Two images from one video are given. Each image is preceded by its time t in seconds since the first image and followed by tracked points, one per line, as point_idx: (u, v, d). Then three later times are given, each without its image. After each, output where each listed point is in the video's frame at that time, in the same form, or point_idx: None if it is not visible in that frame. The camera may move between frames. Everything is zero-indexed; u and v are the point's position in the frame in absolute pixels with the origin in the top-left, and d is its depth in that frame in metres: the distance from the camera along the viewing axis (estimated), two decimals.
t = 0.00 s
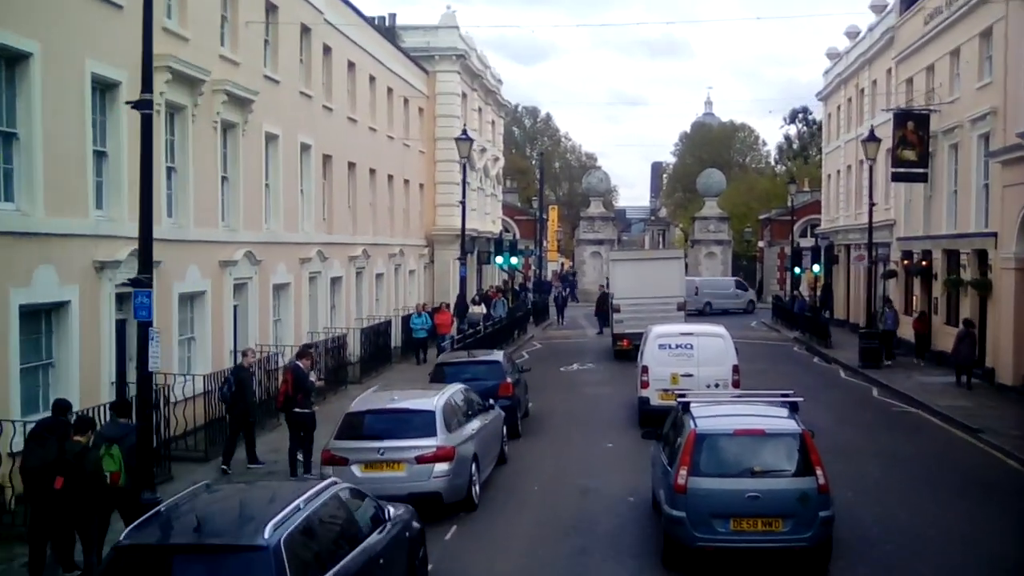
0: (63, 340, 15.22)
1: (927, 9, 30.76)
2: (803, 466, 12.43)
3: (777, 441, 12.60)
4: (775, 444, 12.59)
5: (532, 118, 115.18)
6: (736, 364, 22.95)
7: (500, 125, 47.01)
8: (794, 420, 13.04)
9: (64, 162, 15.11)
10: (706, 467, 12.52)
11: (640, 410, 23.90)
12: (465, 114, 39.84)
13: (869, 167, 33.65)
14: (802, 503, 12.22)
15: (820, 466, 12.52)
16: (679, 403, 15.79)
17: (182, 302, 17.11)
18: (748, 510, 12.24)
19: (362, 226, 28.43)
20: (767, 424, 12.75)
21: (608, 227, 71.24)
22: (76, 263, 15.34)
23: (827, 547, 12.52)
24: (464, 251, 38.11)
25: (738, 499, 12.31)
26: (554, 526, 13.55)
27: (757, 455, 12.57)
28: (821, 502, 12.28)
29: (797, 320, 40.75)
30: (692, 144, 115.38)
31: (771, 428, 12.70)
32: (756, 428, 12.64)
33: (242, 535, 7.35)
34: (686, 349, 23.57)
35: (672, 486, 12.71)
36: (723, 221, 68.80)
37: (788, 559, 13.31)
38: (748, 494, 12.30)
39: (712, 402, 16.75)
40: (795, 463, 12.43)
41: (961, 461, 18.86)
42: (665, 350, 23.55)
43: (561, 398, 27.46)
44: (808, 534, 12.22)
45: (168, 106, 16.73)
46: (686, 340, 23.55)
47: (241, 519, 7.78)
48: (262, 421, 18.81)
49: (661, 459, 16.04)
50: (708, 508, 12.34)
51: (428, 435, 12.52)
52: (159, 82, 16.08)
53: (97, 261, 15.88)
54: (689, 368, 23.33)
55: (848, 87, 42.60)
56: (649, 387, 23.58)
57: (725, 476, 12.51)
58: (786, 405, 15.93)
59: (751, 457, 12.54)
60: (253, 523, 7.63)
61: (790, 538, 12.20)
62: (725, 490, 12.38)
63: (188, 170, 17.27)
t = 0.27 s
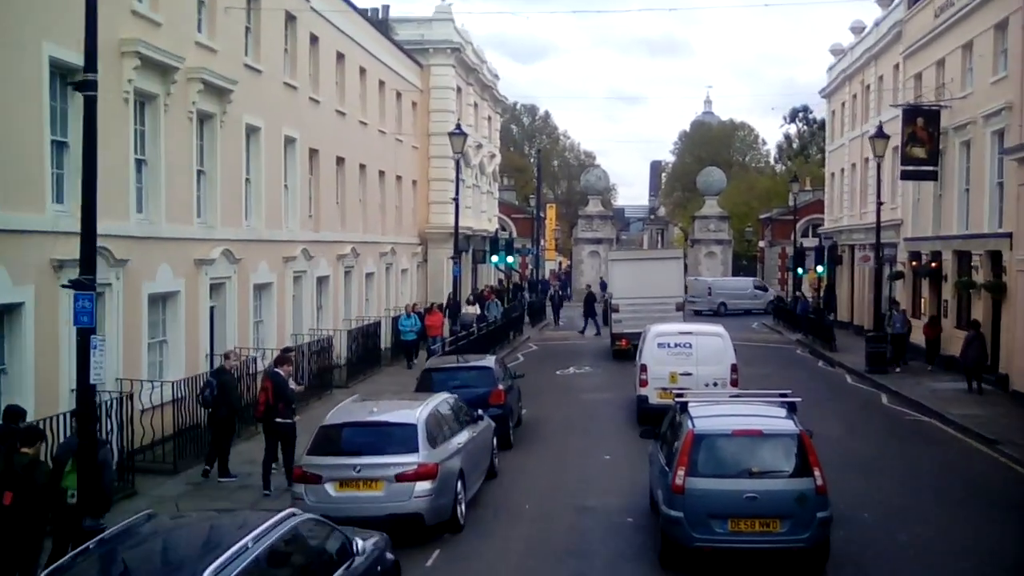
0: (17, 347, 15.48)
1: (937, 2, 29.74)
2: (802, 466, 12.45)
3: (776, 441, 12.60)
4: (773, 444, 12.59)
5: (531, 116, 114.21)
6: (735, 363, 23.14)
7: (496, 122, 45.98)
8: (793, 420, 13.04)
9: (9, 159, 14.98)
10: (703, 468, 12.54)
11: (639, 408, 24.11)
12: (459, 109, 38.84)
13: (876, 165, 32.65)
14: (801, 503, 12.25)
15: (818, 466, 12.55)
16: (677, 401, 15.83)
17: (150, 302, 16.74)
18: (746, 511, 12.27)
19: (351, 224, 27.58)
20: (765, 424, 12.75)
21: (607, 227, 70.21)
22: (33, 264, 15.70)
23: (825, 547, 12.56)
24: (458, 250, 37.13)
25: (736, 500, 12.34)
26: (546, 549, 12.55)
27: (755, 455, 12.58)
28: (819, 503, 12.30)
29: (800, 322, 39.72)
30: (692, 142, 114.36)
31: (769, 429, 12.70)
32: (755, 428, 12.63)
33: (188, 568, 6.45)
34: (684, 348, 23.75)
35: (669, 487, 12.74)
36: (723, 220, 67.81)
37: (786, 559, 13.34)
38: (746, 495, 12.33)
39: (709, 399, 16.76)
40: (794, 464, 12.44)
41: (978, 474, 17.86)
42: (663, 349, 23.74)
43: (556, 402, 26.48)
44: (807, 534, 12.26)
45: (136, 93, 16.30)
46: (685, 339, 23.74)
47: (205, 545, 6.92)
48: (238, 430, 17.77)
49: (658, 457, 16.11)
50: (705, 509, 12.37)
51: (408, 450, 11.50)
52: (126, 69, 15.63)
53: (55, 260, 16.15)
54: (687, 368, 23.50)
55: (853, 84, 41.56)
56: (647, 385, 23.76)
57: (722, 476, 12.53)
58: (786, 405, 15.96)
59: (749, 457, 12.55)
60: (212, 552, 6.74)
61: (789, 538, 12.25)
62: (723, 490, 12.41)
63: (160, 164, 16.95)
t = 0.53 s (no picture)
0: None
1: None
2: (804, 463, 12.74)
3: (777, 437, 12.93)
4: (774, 440, 12.91)
5: (532, 109, 113.08)
6: (738, 359, 23.29)
7: (495, 113, 44.89)
8: (794, 417, 13.38)
9: None
10: (705, 464, 12.82)
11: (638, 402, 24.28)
12: (457, 99, 37.79)
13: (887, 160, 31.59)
14: (802, 500, 12.53)
15: (820, 463, 12.85)
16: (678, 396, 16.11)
17: (121, 295, 16.50)
18: (747, 506, 12.56)
19: (342, 213, 26.92)
20: (767, 419, 13.07)
21: (608, 221, 69.08)
22: None
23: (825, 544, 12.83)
24: (454, 243, 36.15)
25: (737, 495, 12.62)
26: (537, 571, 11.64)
27: (757, 451, 12.90)
28: (819, 499, 12.60)
29: (805, 321, 38.71)
30: (693, 137, 113.23)
31: (771, 424, 13.00)
32: (757, 423, 12.98)
33: None
34: (687, 342, 23.83)
35: (670, 482, 13.02)
36: (726, 215, 66.70)
37: (787, 558, 13.58)
38: (747, 490, 12.62)
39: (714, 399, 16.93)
40: (795, 460, 12.74)
41: (998, 488, 16.92)
42: (665, 343, 23.80)
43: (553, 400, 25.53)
44: (808, 530, 12.54)
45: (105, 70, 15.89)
46: (687, 333, 23.82)
47: None
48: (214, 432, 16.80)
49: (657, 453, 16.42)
50: (707, 504, 12.65)
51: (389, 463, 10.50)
52: (94, 44, 15.20)
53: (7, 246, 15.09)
54: (689, 362, 23.65)
55: (862, 77, 40.43)
56: (648, 379, 23.81)
57: (724, 472, 12.83)
58: (785, 401, 16.28)
59: (751, 452, 12.87)
60: None
61: (790, 534, 12.52)
62: (724, 485, 12.70)
63: (132, 150, 16.60)
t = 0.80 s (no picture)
0: None
1: None
2: (808, 465, 12.85)
3: (782, 438, 13.03)
4: (778, 442, 13.01)
5: (534, 109, 111.97)
6: (740, 361, 23.49)
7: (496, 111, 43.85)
8: (798, 419, 13.47)
9: None
10: (708, 465, 12.93)
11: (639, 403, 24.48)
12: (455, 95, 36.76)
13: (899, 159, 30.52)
14: (806, 502, 12.64)
15: (823, 465, 12.94)
16: (681, 399, 16.36)
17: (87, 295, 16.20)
18: (751, 507, 12.66)
19: (331, 214, 26.74)
20: (771, 421, 13.18)
21: (610, 222, 67.97)
22: None
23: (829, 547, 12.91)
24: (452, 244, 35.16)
25: (740, 497, 12.71)
26: None
27: (761, 452, 13.02)
28: (823, 502, 12.69)
29: (813, 325, 37.64)
30: (696, 138, 112.07)
31: (774, 425, 13.12)
32: (760, 425, 13.09)
33: None
34: (688, 343, 24.02)
35: (674, 483, 13.13)
36: (731, 217, 65.58)
37: (791, 562, 13.62)
38: (751, 491, 12.72)
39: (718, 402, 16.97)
40: (800, 462, 12.85)
41: None
42: (667, 345, 23.98)
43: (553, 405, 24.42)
44: (812, 532, 12.62)
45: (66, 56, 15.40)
46: (689, 335, 23.99)
47: None
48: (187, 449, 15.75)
49: (661, 455, 16.64)
50: (710, 506, 12.75)
51: (363, 491, 9.54)
52: (54, 27, 14.76)
53: None
54: (691, 363, 23.81)
55: (872, 74, 39.31)
56: (650, 381, 24.01)
57: (727, 473, 12.93)
58: (788, 403, 16.49)
59: (754, 454, 12.97)
60: None
61: (794, 536, 12.62)
62: (727, 486, 12.80)
63: (98, 142, 16.24)
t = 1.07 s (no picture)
0: None
1: None
2: (810, 459, 13.02)
3: (783, 432, 13.20)
4: (780, 437, 13.18)
5: (534, 103, 110.86)
6: (740, 355, 24.10)
7: (494, 102, 42.78)
8: (800, 414, 13.66)
9: None
10: (709, 460, 13.13)
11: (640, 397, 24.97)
12: (451, 86, 35.69)
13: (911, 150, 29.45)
14: (808, 496, 12.83)
15: (825, 459, 13.13)
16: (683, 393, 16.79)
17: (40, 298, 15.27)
18: (753, 502, 12.85)
19: (318, 209, 25.91)
20: (772, 415, 13.35)
21: (611, 217, 66.84)
22: None
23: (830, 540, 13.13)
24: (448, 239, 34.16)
25: (743, 491, 12.90)
26: None
27: (763, 446, 13.20)
28: (826, 496, 12.87)
29: (820, 323, 36.58)
30: (697, 132, 110.86)
31: (776, 419, 13.30)
32: (761, 419, 13.27)
33: None
34: (689, 338, 24.64)
35: (676, 477, 13.33)
36: (733, 211, 64.48)
37: (791, 555, 13.86)
38: (753, 486, 12.92)
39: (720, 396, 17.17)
40: (802, 457, 13.04)
41: None
42: (668, 339, 24.64)
43: (551, 407, 23.40)
44: (814, 526, 12.82)
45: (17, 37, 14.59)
46: (690, 329, 24.62)
47: None
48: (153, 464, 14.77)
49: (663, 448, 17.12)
50: (712, 501, 12.95)
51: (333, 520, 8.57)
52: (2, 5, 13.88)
53: None
54: (692, 357, 24.42)
55: (880, 64, 38.17)
56: (652, 374, 24.58)
57: (730, 468, 13.11)
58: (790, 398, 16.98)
59: (755, 448, 13.17)
60: None
61: (796, 530, 12.82)
62: (729, 481, 12.99)
63: (55, 130, 15.48)
